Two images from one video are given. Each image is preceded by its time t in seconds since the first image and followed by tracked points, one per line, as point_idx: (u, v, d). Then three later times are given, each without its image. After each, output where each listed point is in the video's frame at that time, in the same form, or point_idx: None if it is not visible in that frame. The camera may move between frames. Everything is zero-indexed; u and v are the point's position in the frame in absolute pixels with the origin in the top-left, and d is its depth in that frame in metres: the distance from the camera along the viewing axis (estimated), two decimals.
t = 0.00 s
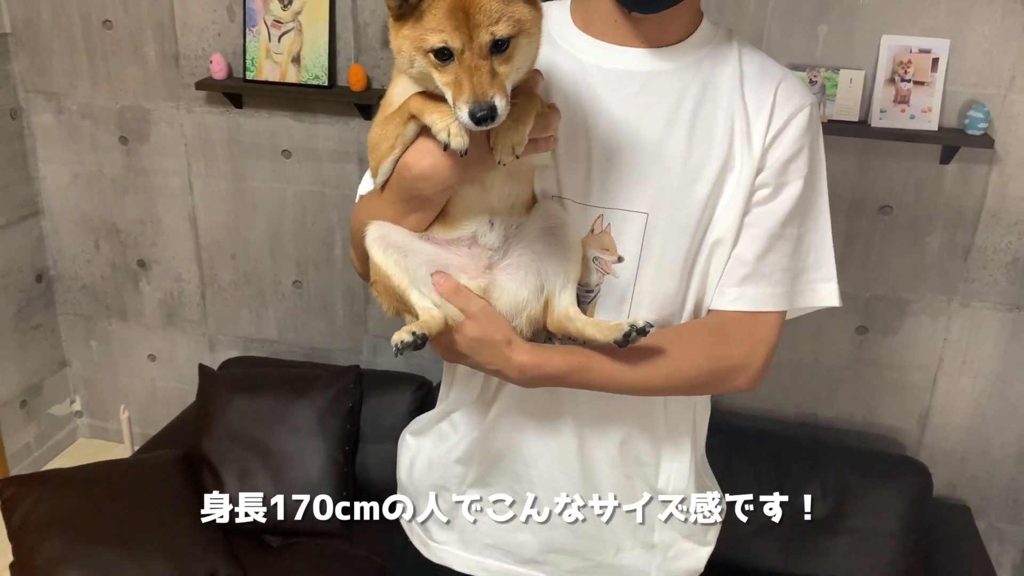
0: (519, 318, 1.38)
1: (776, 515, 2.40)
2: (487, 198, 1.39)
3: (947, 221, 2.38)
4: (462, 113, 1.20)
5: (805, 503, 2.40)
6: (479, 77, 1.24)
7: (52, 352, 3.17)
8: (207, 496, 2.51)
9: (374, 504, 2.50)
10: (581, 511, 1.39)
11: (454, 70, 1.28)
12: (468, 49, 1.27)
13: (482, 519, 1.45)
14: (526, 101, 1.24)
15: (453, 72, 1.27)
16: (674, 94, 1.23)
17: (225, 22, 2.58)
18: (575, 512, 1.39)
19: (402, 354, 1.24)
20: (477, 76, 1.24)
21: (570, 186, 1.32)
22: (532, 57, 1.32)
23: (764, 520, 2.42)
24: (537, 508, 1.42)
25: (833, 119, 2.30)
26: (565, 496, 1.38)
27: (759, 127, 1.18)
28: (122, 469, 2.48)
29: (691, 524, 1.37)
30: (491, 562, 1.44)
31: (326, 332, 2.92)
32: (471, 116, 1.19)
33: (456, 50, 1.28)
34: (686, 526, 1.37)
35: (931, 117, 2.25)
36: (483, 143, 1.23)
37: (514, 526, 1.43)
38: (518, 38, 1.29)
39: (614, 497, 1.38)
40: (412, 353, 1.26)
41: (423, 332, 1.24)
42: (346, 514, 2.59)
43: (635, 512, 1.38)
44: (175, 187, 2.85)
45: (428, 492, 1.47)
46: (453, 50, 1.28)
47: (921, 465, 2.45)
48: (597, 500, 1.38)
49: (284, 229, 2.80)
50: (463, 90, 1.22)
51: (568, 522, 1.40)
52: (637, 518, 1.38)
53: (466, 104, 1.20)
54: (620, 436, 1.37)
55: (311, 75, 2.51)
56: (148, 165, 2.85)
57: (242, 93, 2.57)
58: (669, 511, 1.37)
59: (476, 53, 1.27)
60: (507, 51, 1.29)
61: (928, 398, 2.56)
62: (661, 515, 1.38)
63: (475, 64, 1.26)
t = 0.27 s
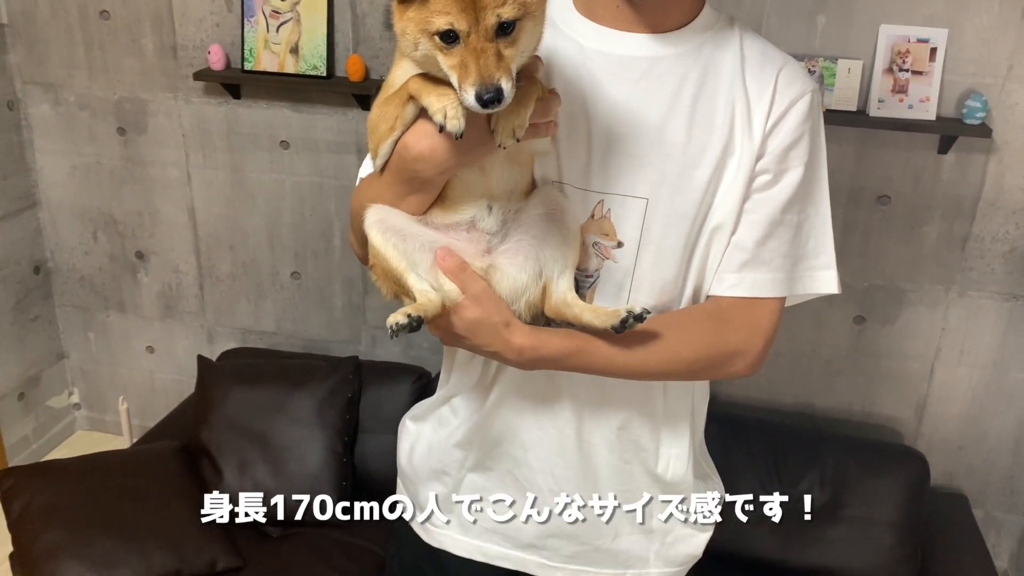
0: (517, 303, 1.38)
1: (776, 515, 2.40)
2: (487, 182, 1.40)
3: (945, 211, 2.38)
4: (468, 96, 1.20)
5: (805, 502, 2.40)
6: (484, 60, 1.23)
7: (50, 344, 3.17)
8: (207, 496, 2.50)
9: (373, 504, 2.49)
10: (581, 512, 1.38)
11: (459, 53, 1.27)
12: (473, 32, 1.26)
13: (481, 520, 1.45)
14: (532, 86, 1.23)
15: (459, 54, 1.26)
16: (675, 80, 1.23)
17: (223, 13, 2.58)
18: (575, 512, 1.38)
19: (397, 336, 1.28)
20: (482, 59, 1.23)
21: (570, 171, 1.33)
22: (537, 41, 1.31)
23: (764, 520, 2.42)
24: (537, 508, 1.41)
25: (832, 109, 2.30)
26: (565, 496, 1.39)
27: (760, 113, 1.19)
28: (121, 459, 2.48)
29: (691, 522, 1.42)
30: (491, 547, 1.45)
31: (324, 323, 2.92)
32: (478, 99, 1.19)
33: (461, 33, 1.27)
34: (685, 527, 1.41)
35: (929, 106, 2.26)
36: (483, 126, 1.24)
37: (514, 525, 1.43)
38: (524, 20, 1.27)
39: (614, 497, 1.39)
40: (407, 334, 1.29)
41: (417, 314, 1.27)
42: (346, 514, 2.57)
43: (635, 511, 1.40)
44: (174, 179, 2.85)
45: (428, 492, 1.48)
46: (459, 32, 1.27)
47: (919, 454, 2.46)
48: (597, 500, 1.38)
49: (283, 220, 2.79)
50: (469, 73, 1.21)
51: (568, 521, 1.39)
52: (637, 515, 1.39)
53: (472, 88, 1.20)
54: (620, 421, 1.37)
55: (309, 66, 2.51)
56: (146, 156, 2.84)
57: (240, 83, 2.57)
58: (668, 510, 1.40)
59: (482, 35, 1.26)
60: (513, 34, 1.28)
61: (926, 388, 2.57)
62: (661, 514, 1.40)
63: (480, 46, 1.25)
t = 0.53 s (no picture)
0: (523, 283, 1.39)
1: (776, 515, 2.40)
2: (491, 161, 1.39)
3: (946, 195, 2.38)
4: (469, 67, 1.19)
5: (805, 503, 2.40)
6: (485, 31, 1.22)
7: (50, 338, 3.16)
8: (207, 496, 2.46)
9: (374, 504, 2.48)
10: (581, 511, 1.39)
11: (460, 25, 1.26)
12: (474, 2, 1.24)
13: (481, 520, 1.45)
14: (534, 59, 1.23)
15: (460, 26, 1.26)
16: (681, 59, 1.22)
17: (220, 3, 2.56)
18: (575, 512, 1.39)
19: (404, 311, 1.27)
20: (484, 30, 1.22)
21: (577, 152, 1.32)
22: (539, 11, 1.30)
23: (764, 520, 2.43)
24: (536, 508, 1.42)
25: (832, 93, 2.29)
26: (565, 496, 1.39)
27: (766, 92, 1.18)
28: (123, 452, 2.47)
29: (691, 522, 1.41)
30: (498, 531, 1.44)
31: (325, 314, 2.91)
32: (480, 70, 1.18)
33: (462, 5, 1.26)
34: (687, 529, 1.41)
35: (930, 90, 2.25)
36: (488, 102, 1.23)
37: (514, 525, 1.43)
38: None
39: (614, 498, 1.40)
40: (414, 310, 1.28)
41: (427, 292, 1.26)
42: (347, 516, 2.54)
43: (635, 511, 1.39)
44: (172, 171, 2.84)
45: (428, 492, 1.49)
46: (460, 4, 1.26)
47: (921, 438, 2.46)
48: (597, 500, 1.38)
49: (283, 211, 2.78)
50: (471, 44, 1.21)
51: (569, 522, 1.40)
52: (637, 515, 1.39)
53: (474, 59, 1.19)
54: (627, 404, 1.36)
55: (307, 55, 2.50)
56: (144, 148, 2.83)
57: (238, 74, 2.56)
58: (668, 509, 1.40)
59: (483, 6, 1.24)
60: (514, 5, 1.26)
61: (928, 372, 2.58)
62: (661, 515, 1.40)
63: (481, 18, 1.24)
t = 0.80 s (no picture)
0: (522, 240, 1.38)
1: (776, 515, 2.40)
2: (486, 116, 1.38)
3: (948, 156, 2.35)
4: (458, 7, 1.19)
5: (806, 502, 2.41)
6: None
7: (44, 319, 3.13)
8: (206, 496, 2.37)
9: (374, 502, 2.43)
10: (581, 512, 1.38)
11: None
12: None
13: (481, 519, 1.43)
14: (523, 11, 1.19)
15: None
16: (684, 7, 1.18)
17: None
18: (575, 512, 1.38)
19: (403, 265, 1.23)
20: None
21: (577, 103, 1.27)
22: None
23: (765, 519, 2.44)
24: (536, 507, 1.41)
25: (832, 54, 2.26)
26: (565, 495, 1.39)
27: (771, 40, 1.15)
28: (120, 430, 2.45)
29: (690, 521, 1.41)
30: (500, 494, 1.42)
31: (321, 290, 2.88)
32: (470, 8, 1.18)
33: None
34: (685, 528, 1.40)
35: (931, 49, 2.21)
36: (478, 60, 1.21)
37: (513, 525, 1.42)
38: None
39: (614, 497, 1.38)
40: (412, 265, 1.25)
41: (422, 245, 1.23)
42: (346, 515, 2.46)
43: (635, 512, 1.38)
44: (163, 147, 2.80)
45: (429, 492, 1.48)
46: None
47: (924, 402, 2.45)
48: (598, 499, 1.38)
49: (276, 186, 2.75)
50: None
51: (569, 523, 1.39)
52: (637, 516, 1.38)
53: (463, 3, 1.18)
54: (630, 362, 1.34)
55: (298, 25, 2.45)
56: (134, 125, 2.79)
57: (228, 46, 2.51)
58: (669, 509, 1.38)
59: None
60: None
61: (930, 336, 2.56)
62: (662, 515, 1.39)
63: None
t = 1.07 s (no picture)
0: (514, 171, 1.33)
1: (776, 516, 2.31)
2: (471, 40, 1.32)
3: (943, 105, 2.34)
4: None
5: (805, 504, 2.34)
6: None
7: (37, 290, 3.12)
8: (207, 495, 2.29)
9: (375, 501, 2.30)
10: (581, 511, 1.43)
11: None
12: None
13: (482, 517, 1.47)
14: None
15: None
16: None
17: None
18: (576, 512, 1.44)
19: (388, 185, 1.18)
20: None
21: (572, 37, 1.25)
22: None
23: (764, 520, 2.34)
24: (538, 509, 1.45)
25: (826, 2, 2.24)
26: (566, 496, 1.44)
27: None
28: (116, 395, 2.44)
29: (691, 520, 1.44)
30: (503, 439, 1.40)
31: (315, 255, 2.87)
32: None
33: None
34: (686, 527, 1.45)
35: None
36: None
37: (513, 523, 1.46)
38: None
39: (615, 498, 1.40)
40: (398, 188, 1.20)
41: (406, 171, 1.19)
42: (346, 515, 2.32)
43: (635, 512, 1.41)
44: (152, 112, 2.77)
45: (428, 493, 1.51)
46: None
47: (920, 352, 2.46)
48: (597, 499, 1.41)
49: (267, 149, 2.72)
50: None
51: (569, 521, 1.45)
52: (637, 515, 1.40)
53: None
54: (628, 300, 1.31)
55: None
56: (122, 90, 2.76)
57: (215, 6, 2.47)
58: (669, 509, 1.41)
59: None
60: None
61: (925, 288, 2.57)
62: (662, 514, 1.41)
63: None
